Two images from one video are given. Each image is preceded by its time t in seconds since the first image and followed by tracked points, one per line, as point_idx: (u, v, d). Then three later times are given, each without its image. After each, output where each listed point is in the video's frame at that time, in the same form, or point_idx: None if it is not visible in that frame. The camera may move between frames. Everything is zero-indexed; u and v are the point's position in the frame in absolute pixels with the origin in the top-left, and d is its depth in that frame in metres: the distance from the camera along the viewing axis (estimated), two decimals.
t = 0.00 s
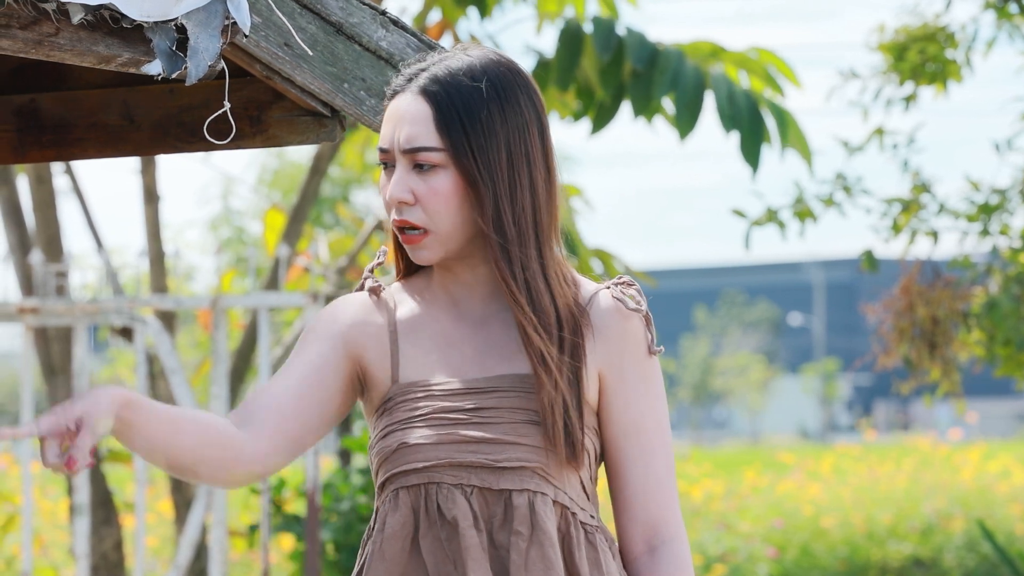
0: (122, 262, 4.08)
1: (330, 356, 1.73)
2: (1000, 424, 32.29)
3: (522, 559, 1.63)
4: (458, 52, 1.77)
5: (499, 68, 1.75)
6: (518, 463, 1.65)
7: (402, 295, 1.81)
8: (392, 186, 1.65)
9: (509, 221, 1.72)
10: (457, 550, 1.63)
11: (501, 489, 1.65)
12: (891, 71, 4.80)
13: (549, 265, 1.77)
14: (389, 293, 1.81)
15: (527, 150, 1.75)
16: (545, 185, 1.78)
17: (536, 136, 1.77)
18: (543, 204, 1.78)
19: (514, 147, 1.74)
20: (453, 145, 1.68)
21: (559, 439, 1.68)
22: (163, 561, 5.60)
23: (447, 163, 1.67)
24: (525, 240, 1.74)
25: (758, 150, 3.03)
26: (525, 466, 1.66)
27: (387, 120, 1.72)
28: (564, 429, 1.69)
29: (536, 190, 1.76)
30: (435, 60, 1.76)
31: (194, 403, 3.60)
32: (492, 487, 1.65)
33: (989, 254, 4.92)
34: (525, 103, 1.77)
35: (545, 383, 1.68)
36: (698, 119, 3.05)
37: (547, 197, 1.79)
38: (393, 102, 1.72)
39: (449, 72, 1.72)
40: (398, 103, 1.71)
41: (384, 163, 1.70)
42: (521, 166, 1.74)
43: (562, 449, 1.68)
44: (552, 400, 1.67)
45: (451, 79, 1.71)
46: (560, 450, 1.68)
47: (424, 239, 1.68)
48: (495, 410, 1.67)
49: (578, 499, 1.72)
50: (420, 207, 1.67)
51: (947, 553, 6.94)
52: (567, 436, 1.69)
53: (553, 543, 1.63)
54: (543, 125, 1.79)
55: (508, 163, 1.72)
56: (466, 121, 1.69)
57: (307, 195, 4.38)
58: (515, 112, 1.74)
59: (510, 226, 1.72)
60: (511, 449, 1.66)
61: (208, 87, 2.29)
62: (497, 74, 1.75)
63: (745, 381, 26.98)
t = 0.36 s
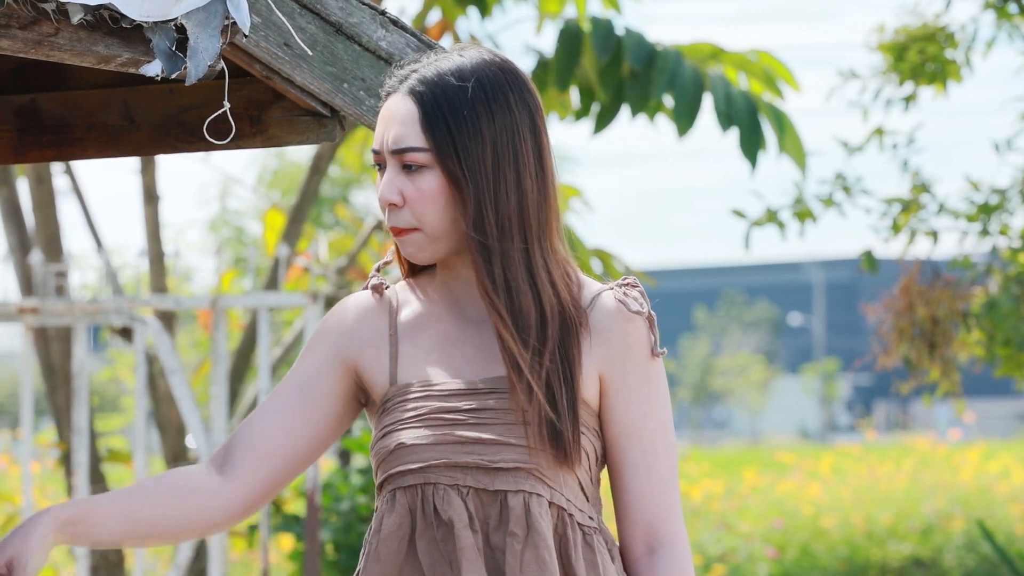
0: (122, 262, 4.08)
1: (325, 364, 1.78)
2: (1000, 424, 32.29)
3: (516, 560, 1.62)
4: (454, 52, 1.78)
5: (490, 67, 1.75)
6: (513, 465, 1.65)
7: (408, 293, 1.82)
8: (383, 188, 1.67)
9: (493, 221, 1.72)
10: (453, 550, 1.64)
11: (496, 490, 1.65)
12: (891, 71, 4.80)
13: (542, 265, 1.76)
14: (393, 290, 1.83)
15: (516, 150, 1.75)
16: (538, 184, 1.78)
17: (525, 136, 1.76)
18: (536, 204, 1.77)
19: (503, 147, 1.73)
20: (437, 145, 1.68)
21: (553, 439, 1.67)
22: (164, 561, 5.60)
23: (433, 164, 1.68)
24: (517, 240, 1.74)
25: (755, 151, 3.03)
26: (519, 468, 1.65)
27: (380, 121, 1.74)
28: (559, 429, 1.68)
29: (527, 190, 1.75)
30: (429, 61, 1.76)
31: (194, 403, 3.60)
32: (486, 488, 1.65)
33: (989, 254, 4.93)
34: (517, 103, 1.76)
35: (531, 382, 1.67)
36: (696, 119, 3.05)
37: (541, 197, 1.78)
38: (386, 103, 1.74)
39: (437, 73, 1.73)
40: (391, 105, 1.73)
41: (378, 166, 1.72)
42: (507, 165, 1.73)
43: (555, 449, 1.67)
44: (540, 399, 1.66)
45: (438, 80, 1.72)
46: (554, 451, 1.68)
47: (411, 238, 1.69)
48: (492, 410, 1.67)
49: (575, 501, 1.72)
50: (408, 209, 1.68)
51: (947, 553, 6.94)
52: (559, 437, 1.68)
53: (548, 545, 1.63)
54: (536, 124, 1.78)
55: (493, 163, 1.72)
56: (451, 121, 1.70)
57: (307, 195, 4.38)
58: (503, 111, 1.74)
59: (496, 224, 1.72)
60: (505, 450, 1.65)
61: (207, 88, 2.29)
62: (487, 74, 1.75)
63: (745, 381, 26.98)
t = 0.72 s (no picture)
0: (122, 263, 4.08)
1: (339, 401, 1.76)
2: (1001, 425, 32.29)
3: (509, 561, 1.62)
4: (451, 54, 1.78)
5: (488, 69, 1.75)
6: (506, 465, 1.65)
7: (398, 298, 1.81)
8: (381, 191, 1.68)
9: (492, 224, 1.72)
10: (445, 552, 1.64)
11: (489, 491, 1.65)
12: (891, 71, 4.80)
13: (539, 268, 1.76)
14: (383, 298, 1.82)
15: (515, 152, 1.75)
16: (536, 185, 1.77)
17: (525, 137, 1.76)
18: (534, 205, 1.77)
19: (502, 149, 1.73)
20: (436, 149, 1.69)
21: (549, 441, 1.67)
22: (164, 561, 5.60)
23: (432, 167, 1.69)
24: (514, 243, 1.74)
25: (755, 152, 3.03)
26: (512, 469, 1.65)
27: (377, 123, 1.75)
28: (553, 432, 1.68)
29: (526, 192, 1.75)
30: (426, 63, 1.76)
31: (194, 403, 3.60)
32: (479, 490, 1.65)
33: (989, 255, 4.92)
34: (515, 105, 1.76)
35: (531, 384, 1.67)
36: (696, 120, 3.04)
37: (538, 198, 1.78)
38: (383, 106, 1.75)
39: (434, 76, 1.73)
40: (388, 107, 1.73)
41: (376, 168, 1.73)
42: (506, 168, 1.73)
43: (550, 451, 1.67)
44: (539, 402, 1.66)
45: (436, 83, 1.72)
46: (549, 452, 1.68)
47: (408, 241, 1.71)
48: (487, 411, 1.67)
49: (569, 502, 1.71)
50: (407, 212, 1.69)
51: (947, 553, 6.95)
52: (556, 439, 1.68)
53: (540, 546, 1.63)
54: (535, 126, 1.78)
55: (492, 166, 1.72)
56: (450, 124, 1.70)
57: (307, 195, 4.38)
58: (502, 113, 1.74)
59: (494, 227, 1.72)
60: (499, 451, 1.65)
61: (207, 88, 2.29)
62: (485, 76, 1.74)
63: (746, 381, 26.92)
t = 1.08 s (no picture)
0: (124, 262, 4.08)
1: (337, 390, 1.75)
2: (1004, 425, 32.27)
3: (516, 559, 1.62)
4: (449, 61, 1.77)
5: (488, 75, 1.75)
6: (514, 463, 1.65)
7: (405, 298, 1.80)
8: (388, 205, 1.68)
9: (498, 232, 1.72)
10: (452, 549, 1.64)
11: (497, 488, 1.65)
12: (892, 71, 4.80)
13: (545, 272, 1.76)
14: (390, 296, 1.81)
15: (518, 157, 1.75)
16: (540, 189, 1.77)
17: (527, 142, 1.76)
18: (537, 209, 1.77)
19: (505, 156, 1.73)
20: (441, 161, 1.69)
21: (558, 443, 1.67)
22: (166, 561, 5.59)
23: (437, 180, 1.69)
24: (518, 246, 1.74)
25: (758, 155, 3.02)
26: (521, 466, 1.65)
27: (382, 135, 1.74)
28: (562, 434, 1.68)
29: (531, 196, 1.75)
30: (425, 72, 1.76)
31: (196, 403, 3.60)
32: (487, 487, 1.65)
33: (991, 255, 4.92)
34: (516, 109, 1.76)
35: (540, 391, 1.67)
36: (698, 121, 3.04)
37: (542, 201, 1.78)
38: (386, 117, 1.74)
39: (435, 85, 1.72)
40: (391, 119, 1.72)
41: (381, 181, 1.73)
42: (511, 175, 1.73)
43: (559, 452, 1.67)
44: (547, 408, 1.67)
45: (437, 94, 1.71)
46: (558, 453, 1.67)
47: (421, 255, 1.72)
48: (494, 411, 1.67)
49: (576, 500, 1.71)
50: (415, 223, 1.69)
51: (949, 553, 6.94)
52: (565, 443, 1.68)
53: (548, 543, 1.63)
54: (537, 129, 1.78)
55: (497, 174, 1.72)
56: (453, 135, 1.70)
57: (308, 195, 4.38)
58: (504, 119, 1.74)
59: (501, 235, 1.72)
60: (507, 448, 1.65)
61: (208, 88, 2.29)
62: (486, 82, 1.74)
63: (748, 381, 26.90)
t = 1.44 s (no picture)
0: (126, 262, 4.08)
1: (347, 401, 1.74)
2: (1006, 425, 32.25)
3: (528, 559, 1.62)
4: (463, 55, 1.78)
5: (502, 72, 1.75)
6: (523, 463, 1.65)
7: (403, 299, 1.81)
8: (396, 195, 1.66)
9: (506, 228, 1.72)
10: (463, 549, 1.63)
11: (507, 489, 1.65)
12: (894, 71, 4.80)
13: (549, 271, 1.77)
14: (388, 297, 1.81)
15: (530, 155, 1.75)
16: (549, 188, 1.78)
17: (538, 141, 1.77)
18: (546, 208, 1.77)
19: (517, 152, 1.73)
20: (453, 152, 1.68)
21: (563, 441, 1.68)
22: (168, 561, 5.59)
23: (449, 170, 1.68)
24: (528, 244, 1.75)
25: (758, 156, 3.02)
26: (530, 466, 1.66)
27: (391, 125, 1.73)
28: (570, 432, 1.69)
29: (539, 194, 1.76)
30: (439, 66, 1.76)
31: (197, 403, 3.59)
32: (498, 487, 1.65)
33: (993, 254, 4.92)
34: (528, 107, 1.76)
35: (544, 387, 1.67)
36: (699, 121, 3.04)
37: (551, 200, 1.78)
38: (397, 108, 1.73)
39: (450, 79, 1.72)
40: (403, 109, 1.72)
41: (389, 171, 1.71)
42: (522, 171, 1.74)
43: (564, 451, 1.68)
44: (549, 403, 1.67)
45: (452, 86, 1.72)
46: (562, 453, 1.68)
47: (426, 245, 1.70)
48: (502, 410, 1.67)
49: (583, 501, 1.72)
50: (423, 214, 1.68)
51: (950, 553, 6.93)
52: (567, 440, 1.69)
53: (560, 543, 1.63)
54: (548, 128, 1.79)
55: (508, 169, 1.72)
56: (466, 128, 1.70)
57: (310, 195, 4.38)
58: (517, 116, 1.74)
59: (511, 231, 1.72)
60: (516, 449, 1.66)
61: (209, 88, 2.29)
62: (500, 79, 1.75)
63: (750, 381, 26.89)
